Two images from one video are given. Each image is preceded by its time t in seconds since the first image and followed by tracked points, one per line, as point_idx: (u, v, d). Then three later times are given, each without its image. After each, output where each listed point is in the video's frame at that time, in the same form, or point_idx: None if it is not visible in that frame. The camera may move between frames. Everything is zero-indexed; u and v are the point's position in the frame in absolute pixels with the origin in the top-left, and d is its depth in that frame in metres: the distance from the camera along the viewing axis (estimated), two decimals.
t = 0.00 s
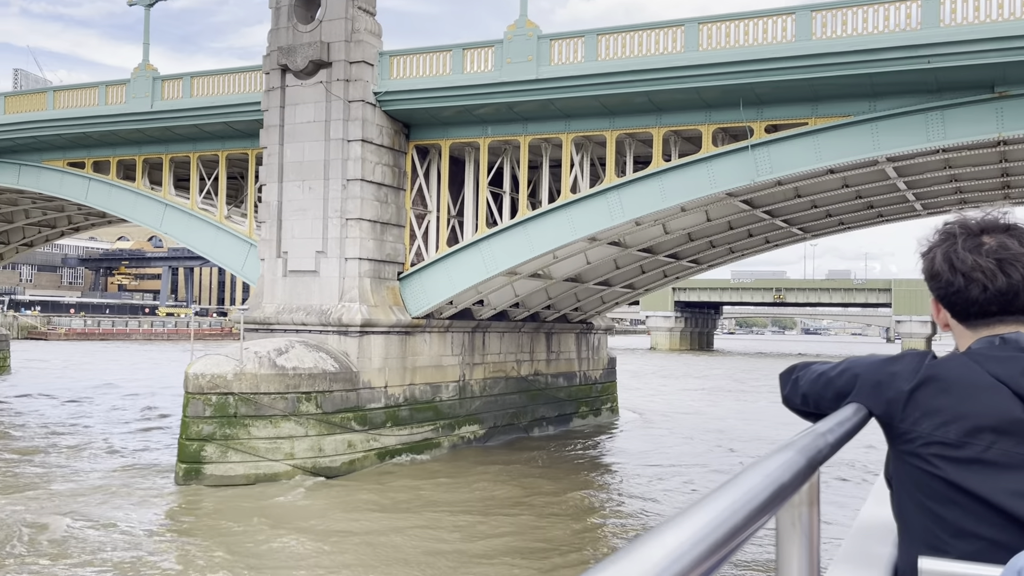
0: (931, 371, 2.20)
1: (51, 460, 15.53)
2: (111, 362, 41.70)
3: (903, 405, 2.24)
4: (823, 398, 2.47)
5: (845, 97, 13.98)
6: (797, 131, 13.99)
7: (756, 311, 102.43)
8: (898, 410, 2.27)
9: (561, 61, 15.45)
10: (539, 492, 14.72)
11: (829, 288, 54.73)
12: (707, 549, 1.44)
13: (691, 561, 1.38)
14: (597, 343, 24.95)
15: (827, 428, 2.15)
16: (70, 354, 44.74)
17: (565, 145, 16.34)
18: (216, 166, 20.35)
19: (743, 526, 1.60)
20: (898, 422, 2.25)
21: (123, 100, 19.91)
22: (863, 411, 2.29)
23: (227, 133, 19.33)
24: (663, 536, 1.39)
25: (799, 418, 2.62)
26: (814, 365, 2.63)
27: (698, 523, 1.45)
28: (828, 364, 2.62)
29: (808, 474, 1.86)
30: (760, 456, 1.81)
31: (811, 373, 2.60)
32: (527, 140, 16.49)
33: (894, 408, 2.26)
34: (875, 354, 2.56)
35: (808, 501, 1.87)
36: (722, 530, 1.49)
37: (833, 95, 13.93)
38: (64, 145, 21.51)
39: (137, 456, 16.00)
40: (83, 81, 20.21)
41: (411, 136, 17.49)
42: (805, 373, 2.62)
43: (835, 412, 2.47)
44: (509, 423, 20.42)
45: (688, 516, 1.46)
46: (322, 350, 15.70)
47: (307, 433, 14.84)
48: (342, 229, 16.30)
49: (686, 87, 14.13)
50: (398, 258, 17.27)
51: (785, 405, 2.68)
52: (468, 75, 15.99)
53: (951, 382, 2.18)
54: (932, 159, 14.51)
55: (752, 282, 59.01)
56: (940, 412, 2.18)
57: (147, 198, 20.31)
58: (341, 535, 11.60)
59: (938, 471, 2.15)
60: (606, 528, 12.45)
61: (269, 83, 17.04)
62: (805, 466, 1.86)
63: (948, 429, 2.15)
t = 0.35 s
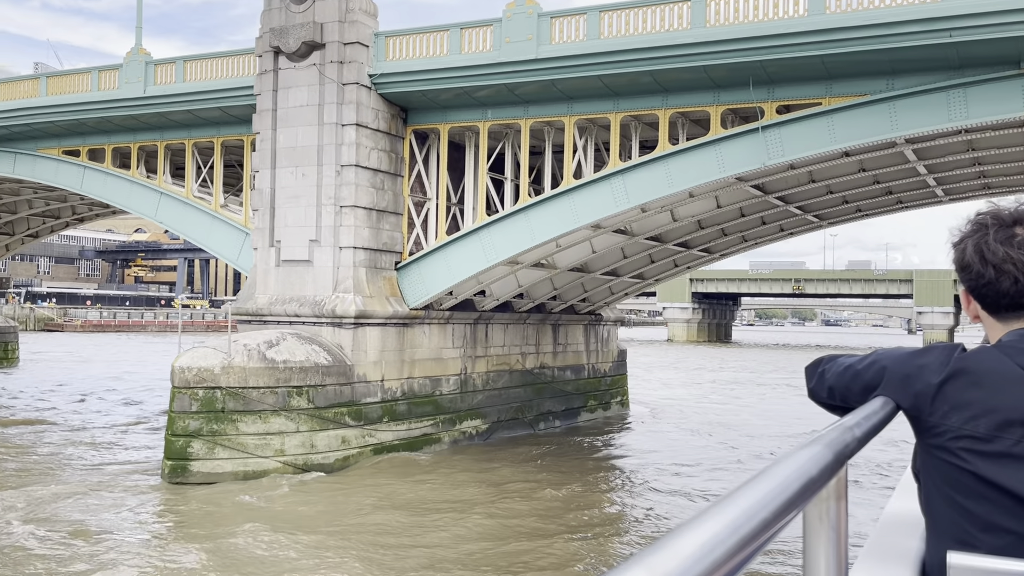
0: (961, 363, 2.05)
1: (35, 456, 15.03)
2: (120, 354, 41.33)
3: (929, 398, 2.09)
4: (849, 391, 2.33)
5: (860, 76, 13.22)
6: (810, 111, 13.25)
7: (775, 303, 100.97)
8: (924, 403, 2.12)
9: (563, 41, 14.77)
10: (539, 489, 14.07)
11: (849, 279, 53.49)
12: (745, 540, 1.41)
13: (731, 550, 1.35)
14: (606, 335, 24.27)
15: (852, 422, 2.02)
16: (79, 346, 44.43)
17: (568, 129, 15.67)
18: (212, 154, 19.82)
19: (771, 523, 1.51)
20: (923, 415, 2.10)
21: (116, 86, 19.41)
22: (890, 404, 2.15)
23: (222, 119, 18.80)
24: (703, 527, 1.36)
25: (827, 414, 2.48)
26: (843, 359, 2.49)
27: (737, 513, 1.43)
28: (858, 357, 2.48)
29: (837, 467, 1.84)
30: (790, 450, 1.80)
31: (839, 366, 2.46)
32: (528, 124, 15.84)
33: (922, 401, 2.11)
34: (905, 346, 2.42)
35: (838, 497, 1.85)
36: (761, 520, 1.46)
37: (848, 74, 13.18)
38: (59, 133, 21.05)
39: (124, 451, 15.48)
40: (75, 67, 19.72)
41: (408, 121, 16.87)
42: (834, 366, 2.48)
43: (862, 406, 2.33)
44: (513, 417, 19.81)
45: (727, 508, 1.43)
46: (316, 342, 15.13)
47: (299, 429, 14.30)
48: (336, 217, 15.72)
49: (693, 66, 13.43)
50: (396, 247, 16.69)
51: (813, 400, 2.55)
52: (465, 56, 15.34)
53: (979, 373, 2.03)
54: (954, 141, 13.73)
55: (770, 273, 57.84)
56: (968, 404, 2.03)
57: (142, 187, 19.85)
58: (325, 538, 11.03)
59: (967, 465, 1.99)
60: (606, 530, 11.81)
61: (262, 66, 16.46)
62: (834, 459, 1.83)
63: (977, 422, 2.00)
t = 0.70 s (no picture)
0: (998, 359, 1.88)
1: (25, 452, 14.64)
2: (135, 346, 41.07)
3: (963, 395, 1.91)
4: (880, 387, 2.11)
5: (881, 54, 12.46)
6: (828, 92, 12.51)
7: (799, 295, 99.48)
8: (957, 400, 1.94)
9: (567, 20, 14.11)
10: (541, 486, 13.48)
11: (873, 270, 52.24)
12: (781, 542, 1.23)
13: (766, 554, 1.16)
14: (619, 328, 23.61)
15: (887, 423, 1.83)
16: (96, 338, 44.29)
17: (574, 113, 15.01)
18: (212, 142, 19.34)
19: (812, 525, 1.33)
20: (957, 413, 1.93)
21: (114, 72, 18.97)
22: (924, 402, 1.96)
23: (221, 106, 18.32)
24: (735, 528, 1.18)
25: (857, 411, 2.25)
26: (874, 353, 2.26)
27: (776, 513, 1.25)
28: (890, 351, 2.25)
29: (871, 469, 1.64)
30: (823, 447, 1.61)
31: (870, 360, 2.23)
32: (533, 108, 15.20)
33: (955, 399, 1.92)
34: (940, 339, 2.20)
35: (872, 498, 1.65)
36: (799, 520, 1.28)
37: (868, 52, 12.42)
38: (59, 121, 20.67)
39: (117, 446, 15.06)
40: (73, 54, 19.32)
41: (410, 106, 16.29)
42: (865, 360, 2.25)
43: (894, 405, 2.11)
44: (521, 413, 19.22)
45: (761, 508, 1.25)
46: (311, 335, 14.61)
47: (293, 425, 13.79)
48: (333, 206, 15.18)
49: (703, 45, 12.74)
50: (397, 236, 16.14)
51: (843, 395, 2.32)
52: (466, 37, 14.71)
53: (1018, 368, 1.87)
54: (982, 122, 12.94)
55: (793, 265, 56.65)
56: (1006, 401, 1.87)
57: (142, 177, 19.43)
58: (310, 538, 10.51)
59: (1004, 465, 1.84)
60: (608, 530, 11.19)
61: (258, 50, 15.93)
62: (868, 461, 1.64)
63: (1014, 421, 1.84)
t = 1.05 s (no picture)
0: None
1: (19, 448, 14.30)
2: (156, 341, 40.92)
3: None
4: (924, 375, 1.78)
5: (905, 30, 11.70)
6: (848, 71, 11.75)
7: (829, 290, 97.75)
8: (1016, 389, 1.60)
9: None
10: (546, 487, 12.87)
11: (903, 264, 50.85)
12: (826, 537, 1.04)
13: (808, 554, 0.96)
14: (636, 322, 22.93)
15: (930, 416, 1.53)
16: (118, 333, 44.21)
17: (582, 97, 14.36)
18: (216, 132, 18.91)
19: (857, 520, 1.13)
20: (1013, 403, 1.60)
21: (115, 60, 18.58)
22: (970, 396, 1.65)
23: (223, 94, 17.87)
24: (765, 524, 0.97)
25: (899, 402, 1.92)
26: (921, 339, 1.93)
27: (816, 508, 1.04)
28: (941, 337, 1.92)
29: (918, 458, 1.42)
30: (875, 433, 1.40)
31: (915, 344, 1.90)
32: (539, 93, 14.58)
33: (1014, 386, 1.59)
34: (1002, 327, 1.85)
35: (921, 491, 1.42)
36: (840, 514, 1.06)
37: (891, 28, 11.66)
38: (64, 112, 20.35)
39: (113, 443, 14.68)
40: (76, 42, 18.97)
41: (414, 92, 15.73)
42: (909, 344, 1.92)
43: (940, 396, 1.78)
44: (532, 410, 18.62)
45: (797, 501, 1.03)
46: (309, 329, 14.09)
47: (289, 423, 13.31)
48: (333, 195, 14.66)
49: (715, 22, 12.06)
50: (401, 227, 15.61)
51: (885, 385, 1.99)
52: (469, 19, 14.12)
53: None
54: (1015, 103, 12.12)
55: (821, 258, 55.34)
56: None
57: (145, 167, 19.06)
58: (294, 541, 10.02)
59: None
60: (611, 535, 10.55)
61: (258, 35, 15.45)
62: (916, 448, 1.41)
63: None
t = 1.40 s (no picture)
0: None
1: (18, 444, 14.00)
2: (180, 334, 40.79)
3: None
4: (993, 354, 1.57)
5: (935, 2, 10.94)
6: (875, 46, 11.00)
7: (865, 282, 95.76)
8: None
9: None
10: (554, 489, 12.32)
11: (941, 255, 49.35)
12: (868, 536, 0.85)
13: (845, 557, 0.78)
14: (657, 315, 22.21)
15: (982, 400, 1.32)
16: (144, 326, 44.16)
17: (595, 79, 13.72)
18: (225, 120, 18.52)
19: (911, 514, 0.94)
20: None
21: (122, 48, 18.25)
22: None
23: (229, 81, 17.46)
24: (788, 521, 0.79)
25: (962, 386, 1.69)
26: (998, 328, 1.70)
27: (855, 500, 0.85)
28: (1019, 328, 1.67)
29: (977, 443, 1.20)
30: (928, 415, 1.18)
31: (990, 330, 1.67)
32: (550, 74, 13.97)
33: None
34: None
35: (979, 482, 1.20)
36: (892, 507, 0.88)
37: None
38: (74, 101, 20.08)
39: (114, 440, 14.34)
40: (84, 30, 18.66)
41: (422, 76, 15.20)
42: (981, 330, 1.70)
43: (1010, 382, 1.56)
44: (547, 405, 18.03)
45: (846, 485, 0.87)
46: (312, 322, 13.62)
47: (288, 419, 12.87)
48: (336, 183, 14.17)
49: None
50: (409, 216, 15.10)
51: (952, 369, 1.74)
52: None
53: None
54: None
55: (856, 250, 53.95)
56: None
57: (155, 156, 18.73)
58: (283, 545, 9.58)
59: None
60: (616, 542, 9.99)
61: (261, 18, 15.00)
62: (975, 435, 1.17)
63: None
